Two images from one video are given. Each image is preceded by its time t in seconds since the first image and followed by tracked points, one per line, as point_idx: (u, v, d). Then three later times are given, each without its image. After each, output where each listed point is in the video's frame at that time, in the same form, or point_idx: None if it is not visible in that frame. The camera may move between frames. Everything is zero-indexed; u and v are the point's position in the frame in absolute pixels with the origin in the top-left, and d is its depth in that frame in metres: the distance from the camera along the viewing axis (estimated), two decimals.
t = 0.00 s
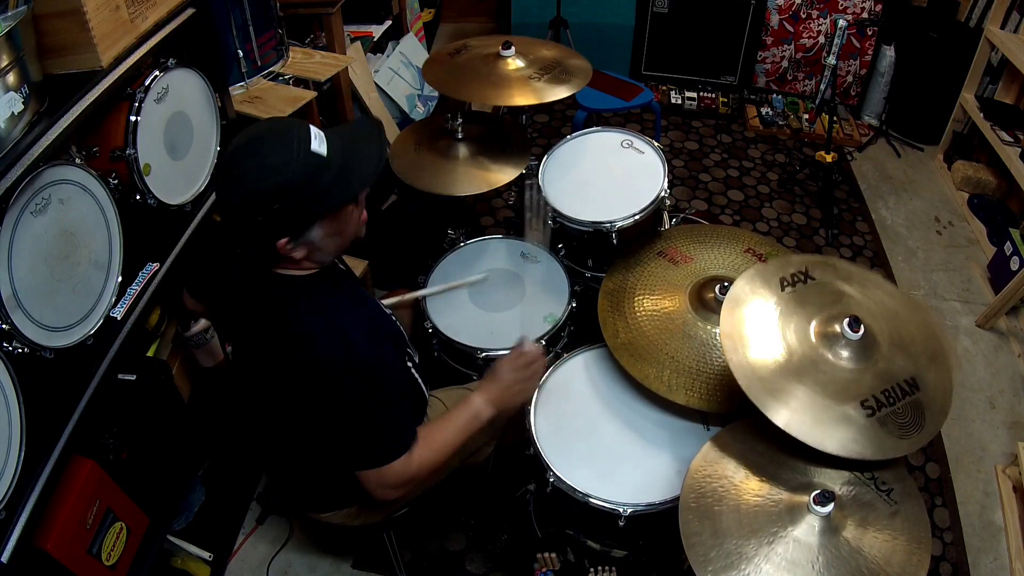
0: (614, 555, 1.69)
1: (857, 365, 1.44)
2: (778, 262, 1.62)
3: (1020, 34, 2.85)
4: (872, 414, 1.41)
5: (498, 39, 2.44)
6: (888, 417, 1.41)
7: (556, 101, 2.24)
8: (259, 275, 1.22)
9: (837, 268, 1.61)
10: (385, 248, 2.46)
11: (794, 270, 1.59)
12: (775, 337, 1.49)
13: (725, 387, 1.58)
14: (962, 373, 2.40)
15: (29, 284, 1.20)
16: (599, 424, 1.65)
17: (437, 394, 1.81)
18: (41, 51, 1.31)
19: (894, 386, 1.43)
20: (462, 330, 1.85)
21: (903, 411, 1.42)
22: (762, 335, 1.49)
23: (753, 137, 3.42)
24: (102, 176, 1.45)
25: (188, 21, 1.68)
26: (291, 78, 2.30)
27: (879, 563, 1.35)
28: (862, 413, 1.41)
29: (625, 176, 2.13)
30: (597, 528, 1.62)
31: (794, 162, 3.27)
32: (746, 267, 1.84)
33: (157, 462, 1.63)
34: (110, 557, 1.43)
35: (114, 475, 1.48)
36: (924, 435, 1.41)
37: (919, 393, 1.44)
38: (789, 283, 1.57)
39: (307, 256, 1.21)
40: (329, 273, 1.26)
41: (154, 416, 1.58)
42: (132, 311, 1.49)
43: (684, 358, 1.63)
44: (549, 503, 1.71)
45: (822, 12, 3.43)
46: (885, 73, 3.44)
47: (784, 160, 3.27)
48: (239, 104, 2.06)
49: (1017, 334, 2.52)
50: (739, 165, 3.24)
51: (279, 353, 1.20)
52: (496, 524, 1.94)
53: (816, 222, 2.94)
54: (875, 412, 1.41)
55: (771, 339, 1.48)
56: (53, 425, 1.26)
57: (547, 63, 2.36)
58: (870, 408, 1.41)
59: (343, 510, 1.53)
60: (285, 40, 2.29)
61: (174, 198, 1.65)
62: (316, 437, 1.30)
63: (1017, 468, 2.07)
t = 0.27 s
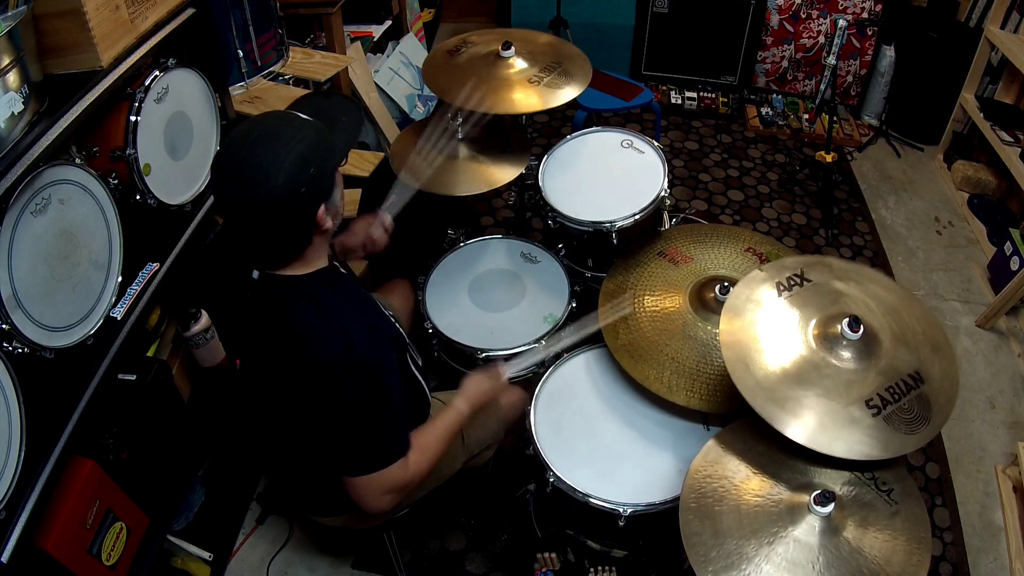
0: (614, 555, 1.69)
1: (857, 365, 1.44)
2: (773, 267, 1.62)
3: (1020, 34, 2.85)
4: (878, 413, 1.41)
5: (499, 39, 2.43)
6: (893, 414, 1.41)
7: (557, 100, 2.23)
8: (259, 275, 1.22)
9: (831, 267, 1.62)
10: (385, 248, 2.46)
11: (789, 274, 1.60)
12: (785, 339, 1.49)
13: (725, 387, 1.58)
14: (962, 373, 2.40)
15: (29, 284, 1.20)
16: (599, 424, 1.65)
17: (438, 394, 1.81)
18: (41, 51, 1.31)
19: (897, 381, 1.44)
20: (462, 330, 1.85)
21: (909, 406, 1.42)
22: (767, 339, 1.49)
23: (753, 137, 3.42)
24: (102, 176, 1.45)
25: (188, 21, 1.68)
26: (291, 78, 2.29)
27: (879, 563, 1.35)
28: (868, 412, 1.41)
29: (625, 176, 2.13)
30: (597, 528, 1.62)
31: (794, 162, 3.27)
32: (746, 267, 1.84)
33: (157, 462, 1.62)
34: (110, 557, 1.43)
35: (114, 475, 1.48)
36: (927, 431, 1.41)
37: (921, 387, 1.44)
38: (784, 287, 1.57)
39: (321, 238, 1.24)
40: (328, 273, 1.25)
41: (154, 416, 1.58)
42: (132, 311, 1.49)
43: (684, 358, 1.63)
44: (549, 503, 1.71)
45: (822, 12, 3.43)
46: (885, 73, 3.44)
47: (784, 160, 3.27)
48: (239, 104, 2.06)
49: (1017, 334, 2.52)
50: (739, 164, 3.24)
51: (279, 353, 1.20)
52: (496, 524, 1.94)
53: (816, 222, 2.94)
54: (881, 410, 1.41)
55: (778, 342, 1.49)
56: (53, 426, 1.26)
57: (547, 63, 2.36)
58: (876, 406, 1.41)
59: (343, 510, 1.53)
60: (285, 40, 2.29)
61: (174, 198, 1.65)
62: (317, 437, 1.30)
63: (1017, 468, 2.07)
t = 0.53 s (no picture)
0: (614, 555, 1.69)
1: (857, 364, 1.43)
2: (770, 267, 1.62)
3: (1020, 34, 2.85)
4: (882, 412, 1.41)
5: (499, 39, 2.44)
6: (897, 413, 1.42)
7: (556, 99, 2.23)
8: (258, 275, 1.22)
9: (825, 266, 1.62)
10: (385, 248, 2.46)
11: (785, 275, 1.60)
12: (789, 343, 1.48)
13: (725, 387, 1.59)
14: (962, 373, 2.40)
15: (29, 283, 1.20)
16: (599, 423, 1.65)
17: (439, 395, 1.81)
18: (41, 51, 1.31)
19: (898, 380, 1.44)
20: (462, 331, 1.85)
21: (911, 404, 1.43)
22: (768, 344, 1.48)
23: (753, 137, 3.42)
24: (102, 176, 1.45)
25: (188, 21, 1.68)
26: (291, 78, 2.29)
27: (879, 563, 1.35)
28: (873, 412, 1.41)
29: (625, 176, 2.13)
30: (597, 529, 1.62)
31: (794, 162, 3.27)
32: (747, 267, 1.84)
33: (157, 462, 1.62)
34: (110, 557, 1.43)
35: (114, 475, 1.48)
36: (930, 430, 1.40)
37: (922, 384, 1.45)
38: (782, 288, 1.57)
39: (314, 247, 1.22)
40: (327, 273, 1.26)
41: (154, 416, 1.58)
42: (132, 311, 1.49)
43: (683, 358, 1.63)
44: (549, 503, 1.71)
45: (822, 12, 3.43)
46: (885, 73, 3.44)
47: (784, 160, 3.27)
48: (239, 104, 2.06)
49: (1017, 334, 2.52)
50: (739, 164, 3.24)
51: (279, 353, 1.20)
52: (496, 524, 1.94)
53: (816, 222, 2.94)
54: (885, 410, 1.41)
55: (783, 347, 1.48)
56: (53, 425, 1.26)
57: (547, 63, 2.36)
58: (880, 406, 1.41)
59: (343, 510, 1.53)
60: (285, 40, 2.29)
61: (174, 198, 1.65)
62: (317, 437, 1.30)
63: (1017, 468, 2.07)
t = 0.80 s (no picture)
0: (614, 555, 1.69)
1: (857, 365, 1.43)
2: (766, 269, 1.62)
3: (1020, 34, 2.85)
4: (885, 412, 1.41)
5: (499, 39, 2.44)
6: (901, 411, 1.42)
7: (556, 100, 2.24)
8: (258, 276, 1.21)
9: (823, 266, 1.63)
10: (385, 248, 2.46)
11: (784, 275, 1.60)
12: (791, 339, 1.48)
13: (725, 387, 1.58)
14: (962, 373, 2.40)
15: (29, 283, 1.20)
16: (599, 424, 1.65)
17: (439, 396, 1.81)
18: (41, 51, 1.31)
19: (900, 378, 1.44)
20: (462, 330, 1.85)
21: (914, 401, 1.43)
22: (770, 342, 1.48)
23: (753, 137, 3.42)
24: (102, 176, 1.45)
25: (188, 21, 1.68)
26: (291, 78, 2.29)
27: (879, 563, 1.35)
28: (876, 412, 1.41)
29: (625, 176, 2.13)
30: (597, 529, 1.62)
31: (794, 162, 3.27)
32: (746, 268, 1.84)
33: (156, 462, 1.62)
34: (110, 557, 1.43)
35: (114, 475, 1.48)
36: (930, 431, 1.40)
37: (924, 381, 1.45)
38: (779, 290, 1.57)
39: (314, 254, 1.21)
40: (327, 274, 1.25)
41: (154, 416, 1.58)
42: (132, 311, 1.49)
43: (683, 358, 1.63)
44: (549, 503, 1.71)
45: (822, 12, 3.43)
46: (885, 73, 3.44)
47: (784, 160, 3.27)
48: (239, 104, 2.06)
49: (1017, 334, 2.52)
50: (739, 164, 3.24)
51: (279, 353, 1.20)
52: (496, 524, 1.94)
53: (816, 222, 2.94)
54: (888, 408, 1.41)
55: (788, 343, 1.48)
56: (53, 425, 1.26)
57: (547, 63, 2.36)
58: (883, 405, 1.42)
59: (343, 510, 1.54)
60: (285, 40, 2.29)
61: (174, 198, 1.65)
62: (317, 437, 1.30)
63: (1017, 468, 2.07)
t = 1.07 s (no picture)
0: (614, 555, 1.69)
1: (856, 365, 1.43)
2: (764, 266, 1.60)
3: (1020, 34, 2.85)
4: (885, 413, 1.42)
5: (499, 39, 2.44)
6: (900, 413, 1.43)
7: (556, 100, 2.24)
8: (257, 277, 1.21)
9: (821, 266, 1.62)
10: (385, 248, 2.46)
11: (780, 274, 1.58)
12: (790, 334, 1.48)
13: (725, 387, 1.58)
14: (962, 373, 2.40)
15: (29, 283, 1.20)
16: (599, 424, 1.65)
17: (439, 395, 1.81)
18: (41, 51, 1.31)
19: (899, 379, 1.45)
20: (462, 330, 1.85)
21: (912, 403, 1.44)
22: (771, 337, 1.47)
23: (753, 137, 3.42)
24: (102, 176, 1.45)
25: (188, 21, 1.68)
26: (291, 78, 2.29)
27: (879, 563, 1.35)
28: (877, 413, 1.41)
29: (625, 176, 2.13)
30: (598, 528, 1.61)
31: (794, 162, 3.27)
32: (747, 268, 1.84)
33: (156, 462, 1.62)
34: (110, 557, 1.43)
35: (114, 475, 1.48)
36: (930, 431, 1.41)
37: (920, 383, 1.46)
38: (778, 288, 1.55)
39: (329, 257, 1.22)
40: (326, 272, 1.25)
41: (153, 417, 1.58)
42: (132, 311, 1.49)
43: (683, 358, 1.63)
44: (549, 503, 1.71)
45: (822, 12, 3.43)
46: (885, 73, 3.44)
47: (784, 160, 3.27)
48: (239, 104, 2.06)
49: (1017, 334, 2.52)
50: (739, 164, 3.24)
51: (279, 354, 1.20)
52: (496, 524, 1.94)
53: (816, 222, 2.94)
54: (888, 410, 1.42)
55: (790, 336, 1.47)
56: (53, 426, 1.26)
57: (547, 63, 2.36)
58: (883, 406, 1.42)
59: (343, 510, 1.54)
60: (285, 40, 2.29)
61: (174, 199, 1.65)
62: (317, 437, 1.30)
63: (1017, 468, 2.07)
